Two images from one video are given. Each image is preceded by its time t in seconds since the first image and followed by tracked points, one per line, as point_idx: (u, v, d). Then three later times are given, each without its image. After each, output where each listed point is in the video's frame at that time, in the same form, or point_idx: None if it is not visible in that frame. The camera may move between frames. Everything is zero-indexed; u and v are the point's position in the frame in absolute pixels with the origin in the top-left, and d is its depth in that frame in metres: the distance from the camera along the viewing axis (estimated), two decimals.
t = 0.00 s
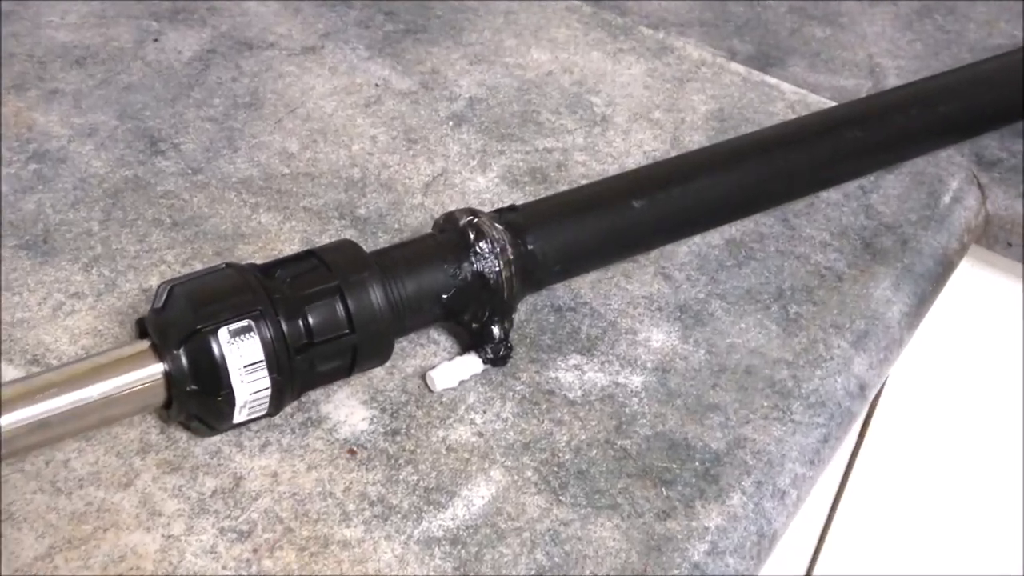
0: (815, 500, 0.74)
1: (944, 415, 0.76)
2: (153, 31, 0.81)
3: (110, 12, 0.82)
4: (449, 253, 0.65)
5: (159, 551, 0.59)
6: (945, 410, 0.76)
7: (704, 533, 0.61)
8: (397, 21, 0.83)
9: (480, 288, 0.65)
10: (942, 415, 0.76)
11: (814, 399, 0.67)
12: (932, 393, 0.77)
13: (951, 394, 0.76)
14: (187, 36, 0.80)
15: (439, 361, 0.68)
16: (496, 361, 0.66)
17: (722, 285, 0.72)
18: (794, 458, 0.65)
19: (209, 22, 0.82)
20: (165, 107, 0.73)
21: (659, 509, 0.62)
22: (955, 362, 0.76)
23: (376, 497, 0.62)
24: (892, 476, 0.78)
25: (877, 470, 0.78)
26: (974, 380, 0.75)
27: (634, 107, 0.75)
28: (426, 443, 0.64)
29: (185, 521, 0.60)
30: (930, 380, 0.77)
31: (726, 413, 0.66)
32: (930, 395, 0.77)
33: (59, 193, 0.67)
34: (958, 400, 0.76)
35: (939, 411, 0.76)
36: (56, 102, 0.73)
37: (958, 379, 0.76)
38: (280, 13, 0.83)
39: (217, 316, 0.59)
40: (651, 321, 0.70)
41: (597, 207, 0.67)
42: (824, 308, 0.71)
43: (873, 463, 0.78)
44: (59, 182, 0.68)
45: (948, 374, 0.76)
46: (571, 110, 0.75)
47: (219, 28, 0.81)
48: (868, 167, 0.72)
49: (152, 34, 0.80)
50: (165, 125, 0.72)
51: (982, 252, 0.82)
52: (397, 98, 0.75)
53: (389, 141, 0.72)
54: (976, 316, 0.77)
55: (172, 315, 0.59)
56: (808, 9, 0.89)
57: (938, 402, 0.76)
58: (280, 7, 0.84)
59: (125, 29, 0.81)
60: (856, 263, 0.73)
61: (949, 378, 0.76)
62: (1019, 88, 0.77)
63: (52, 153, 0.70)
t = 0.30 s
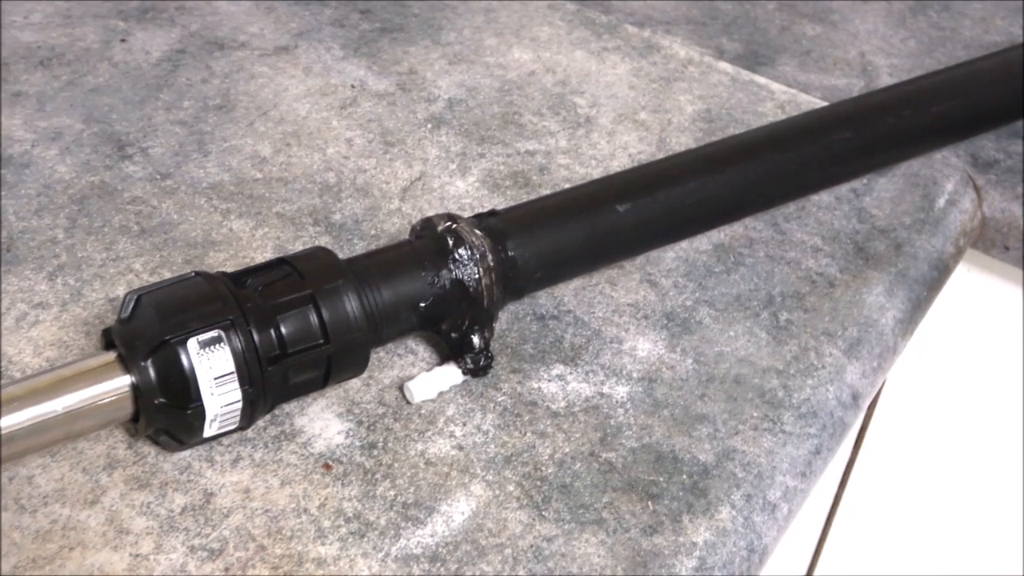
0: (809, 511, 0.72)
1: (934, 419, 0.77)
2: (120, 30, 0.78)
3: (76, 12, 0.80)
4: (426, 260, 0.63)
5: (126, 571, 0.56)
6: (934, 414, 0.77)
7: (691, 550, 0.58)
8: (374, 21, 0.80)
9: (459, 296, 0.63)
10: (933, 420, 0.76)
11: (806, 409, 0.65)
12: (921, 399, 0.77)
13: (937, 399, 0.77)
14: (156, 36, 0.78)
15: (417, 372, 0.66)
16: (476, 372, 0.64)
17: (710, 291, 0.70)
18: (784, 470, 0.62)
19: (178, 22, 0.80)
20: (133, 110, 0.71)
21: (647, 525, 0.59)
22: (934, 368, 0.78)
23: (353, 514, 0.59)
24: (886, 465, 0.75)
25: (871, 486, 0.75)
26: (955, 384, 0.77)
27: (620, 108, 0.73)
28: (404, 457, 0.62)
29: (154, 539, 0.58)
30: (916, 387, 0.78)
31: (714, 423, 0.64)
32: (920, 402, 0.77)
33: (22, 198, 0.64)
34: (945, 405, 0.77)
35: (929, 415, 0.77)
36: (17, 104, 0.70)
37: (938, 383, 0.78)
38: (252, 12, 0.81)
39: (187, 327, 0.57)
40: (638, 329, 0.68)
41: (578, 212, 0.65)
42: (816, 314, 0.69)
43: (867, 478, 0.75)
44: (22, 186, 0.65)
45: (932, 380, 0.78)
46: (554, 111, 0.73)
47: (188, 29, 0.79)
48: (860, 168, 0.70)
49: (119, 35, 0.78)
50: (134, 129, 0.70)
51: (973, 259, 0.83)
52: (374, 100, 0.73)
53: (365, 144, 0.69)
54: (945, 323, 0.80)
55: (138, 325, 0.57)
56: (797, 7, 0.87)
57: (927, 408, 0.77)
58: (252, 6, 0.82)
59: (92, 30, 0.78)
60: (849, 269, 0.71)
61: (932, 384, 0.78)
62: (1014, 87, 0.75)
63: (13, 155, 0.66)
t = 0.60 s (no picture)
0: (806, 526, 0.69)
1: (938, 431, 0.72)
2: (92, 31, 0.76)
3: (48, 13, 0.77)
4: (410, 269, 0.61)
5: None
6: (939, 427, 0.72)
7: (684, 570, 0.56)
8: (355, 21, 0.78)
9: (443, 306, 0.61)
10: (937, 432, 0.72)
11: (801, 423, 0.62)
12: (925, 410, 0.73)
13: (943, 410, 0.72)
14: (130, 38, 0.76)
15: (400, 385, 0.63)
16: (461, 386, 0.62)
17: (703, 300, 0.67)
18: (779, 486, 0.60)
19: (152, 23, 0.77)
20: (106, 113, 0.69)
21: (638, 543, 0.57)
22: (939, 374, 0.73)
23: (333, 532, 0.57)
24: (886, 478, 0.73)
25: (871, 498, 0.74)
26: (958, 392, 0.72)
27: (610, 111, 0.71)
28: (387, 473, 0.60)
29: (127, 559, 0.55)
30: (919, 395, 0.73)
31: (707, 437, 0.62)
32: (922, 413, 0.73)
33: None
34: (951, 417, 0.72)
35: (933, 428, 0.72)
36: None
37: (945, 392, 0.73)
38: (229, 12, 0.79)
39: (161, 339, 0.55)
40: (628, 340, 0.66)
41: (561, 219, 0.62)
42: (812, 325, 0.66)
43: (867, 490, 0.73)
44: None
45: (938, 389, 0.73)
46: (542, 114, 0.70)
47: (163, 30, 0.77)
48: (859, 172, 0.68)
49: (92, 35, 0.76)
50: (107, 133, 0.67)
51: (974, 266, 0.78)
52: (355, 103, 0.70)
53: (347, 149, 0.67)
54: (953, 324, 0.74)
55: (113, 336, 0.55)
56: (793, 6, 0.85)
57: (932, 419, 0.72)
58: (229, 6, 0.80)
59: (64, 30, 0.76)
60: (846, 278, 0.68)
61: (939, 393, 0.73)
62: (1017, 86, 0.72)
63: None
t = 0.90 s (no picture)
0: (787, 546, 0.68)
1: (931, 445, 0.69)
2: (58, 34, 0.74)
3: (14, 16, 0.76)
4: (383, 280, 0.59)
5: None
6: (932, 440, 0.69)
7: None
8: (329, 24, 0.77)
9: (418, 317, 0.60)
10: (929, 446, 0.69)
11: (786, 437, 0.60)
12: (918, 422, 0.70)
13: (938, 423, 0.69)
14: (97, 41, 0.74)
15: (373, 399, 0.61)
16: (436, 400, 0.60)
17: (685, 311, 0.65)
18: (763, 502, 0.58)
19: (120, 25, 0.76)
20: (71, 119, 0.67)
21: (618, 561, 0.55)
22: (935, 385, 0.70)
23: (304, 550, 0.55)
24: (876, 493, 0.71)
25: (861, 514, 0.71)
26: (953, 403, 0.69)
27: (591, 117, 0.69)
28: (359, 489, 0.58)
29: None
30: (913, 406, 0.70)
31: (689, 452, 0.60)
32: (915, 425, 0.70)
33: None
34: (946, 430, 0.69)
35: (926, 441, 0.69)
36: None
37: (941, 404, 0.69)
38: (200, 15, 0.78)
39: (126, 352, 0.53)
40: (608, 353, 0.63)
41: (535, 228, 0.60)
42: (797, 336, 0.64)
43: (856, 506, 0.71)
44: None
45: (936, 397, 0.69)
46: (521, 120, 0.69)
47: (131, 33, 0.75)
48: (848, 179, 0.66)
49: (58, 39, 0.74)
50: (74, 139, 0.66)
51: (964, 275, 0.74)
52: (329, 108, 0.69)
53: (320, 156, 0.66)
54: (949, 332, 0.71)
55: (77, 349, 0.53)
56: (780, 9, 0.83)
57: (926, 432, 0.69)
58: (198, 8, 0.78)
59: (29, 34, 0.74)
60: (833, 288, 0.66)
61: (935, 404, 0.69)
62: (1012, 95, 0.70)
63: None
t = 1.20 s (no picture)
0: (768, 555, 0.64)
1: (912, 451, 0.67)
2: (14, 38, 0.73)
3: None
4: (347, 289, 0.58)
5: None
6: (912, 446, 0.67)
7: None
8: (293, 26, 0.75)
9: (383, 327, 0.58)
10: (910, 452, 0.67)
11: (761, 448, 0.59)
12: (898, 429, 0.68)
13: (918, 429, 0.67)
14: (53, 45, 0.73)
15: (338, 412, 0.60)
16: (402, 412, 0.59)
17: (659, 319, 0.63)
18: (738, 514, 0.57)
19: (78, 28, 0.74)
20: (27, 125, 0.66)
21: None
22: (913, 391, 0.69)
23: (265, 567, 0.53)
24: (862, 506, 0.66)
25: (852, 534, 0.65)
26: (928, 412, 0.68)
27: (562, 121, 0.68)
28: (324, 504, 0.56)
29: None
30: (893, 415, 0.68)
31: (662, 464, 0.58)
32: (895, 432, 0.68)
33: None
34: (927, 436, 0.67)
35: (906, 447, 0.67)
36: None
37: (920, 410, 0.68)
38: (160, 18, 0.76)
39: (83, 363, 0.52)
40: (579, 363, 0.62)
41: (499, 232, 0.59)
42: (773, 345, 0.62)
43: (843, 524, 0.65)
44: None
45: (911, 407, 0.68)
46: (491, 125, 0.67)
47: (89, 35, 0.74)
48: (826, 184, 0.65)
49: (14, 43, 0.72)
50: (31, 146, 0.64)
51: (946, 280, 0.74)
52: (292, 113, 0.67)
53: (283, 162, 0.64)
54: (928, 340, 0.70)
55: (31, 360, 0.51)
56: (758, 10, 0.82)
57: (905, 438, 0.67)
58: (157, 10, 0.77)
59: None
60: (810, 295, 0.65)
61: (914, 411, 0.68)
62: (997, 97, 0.68)
63: None
